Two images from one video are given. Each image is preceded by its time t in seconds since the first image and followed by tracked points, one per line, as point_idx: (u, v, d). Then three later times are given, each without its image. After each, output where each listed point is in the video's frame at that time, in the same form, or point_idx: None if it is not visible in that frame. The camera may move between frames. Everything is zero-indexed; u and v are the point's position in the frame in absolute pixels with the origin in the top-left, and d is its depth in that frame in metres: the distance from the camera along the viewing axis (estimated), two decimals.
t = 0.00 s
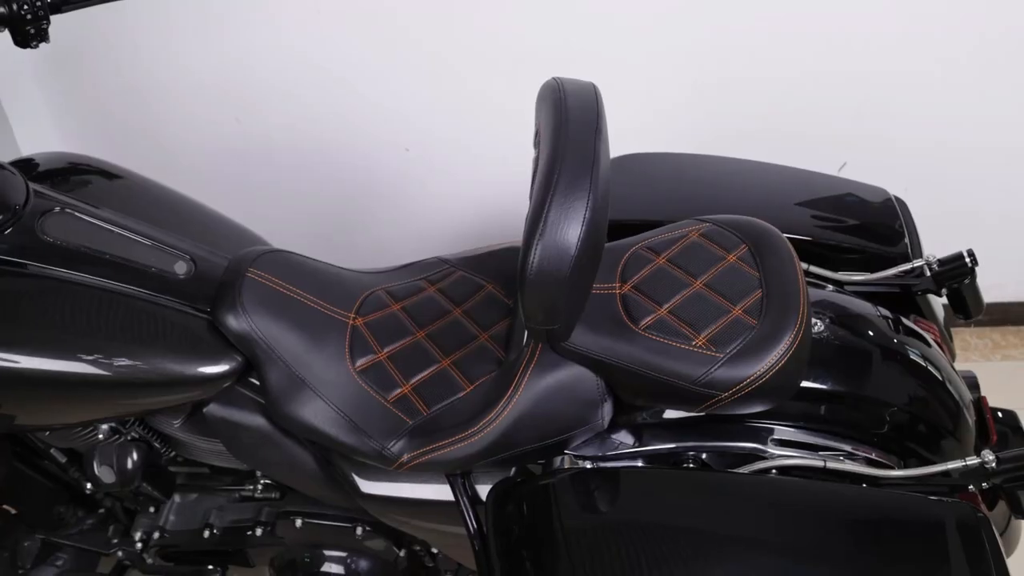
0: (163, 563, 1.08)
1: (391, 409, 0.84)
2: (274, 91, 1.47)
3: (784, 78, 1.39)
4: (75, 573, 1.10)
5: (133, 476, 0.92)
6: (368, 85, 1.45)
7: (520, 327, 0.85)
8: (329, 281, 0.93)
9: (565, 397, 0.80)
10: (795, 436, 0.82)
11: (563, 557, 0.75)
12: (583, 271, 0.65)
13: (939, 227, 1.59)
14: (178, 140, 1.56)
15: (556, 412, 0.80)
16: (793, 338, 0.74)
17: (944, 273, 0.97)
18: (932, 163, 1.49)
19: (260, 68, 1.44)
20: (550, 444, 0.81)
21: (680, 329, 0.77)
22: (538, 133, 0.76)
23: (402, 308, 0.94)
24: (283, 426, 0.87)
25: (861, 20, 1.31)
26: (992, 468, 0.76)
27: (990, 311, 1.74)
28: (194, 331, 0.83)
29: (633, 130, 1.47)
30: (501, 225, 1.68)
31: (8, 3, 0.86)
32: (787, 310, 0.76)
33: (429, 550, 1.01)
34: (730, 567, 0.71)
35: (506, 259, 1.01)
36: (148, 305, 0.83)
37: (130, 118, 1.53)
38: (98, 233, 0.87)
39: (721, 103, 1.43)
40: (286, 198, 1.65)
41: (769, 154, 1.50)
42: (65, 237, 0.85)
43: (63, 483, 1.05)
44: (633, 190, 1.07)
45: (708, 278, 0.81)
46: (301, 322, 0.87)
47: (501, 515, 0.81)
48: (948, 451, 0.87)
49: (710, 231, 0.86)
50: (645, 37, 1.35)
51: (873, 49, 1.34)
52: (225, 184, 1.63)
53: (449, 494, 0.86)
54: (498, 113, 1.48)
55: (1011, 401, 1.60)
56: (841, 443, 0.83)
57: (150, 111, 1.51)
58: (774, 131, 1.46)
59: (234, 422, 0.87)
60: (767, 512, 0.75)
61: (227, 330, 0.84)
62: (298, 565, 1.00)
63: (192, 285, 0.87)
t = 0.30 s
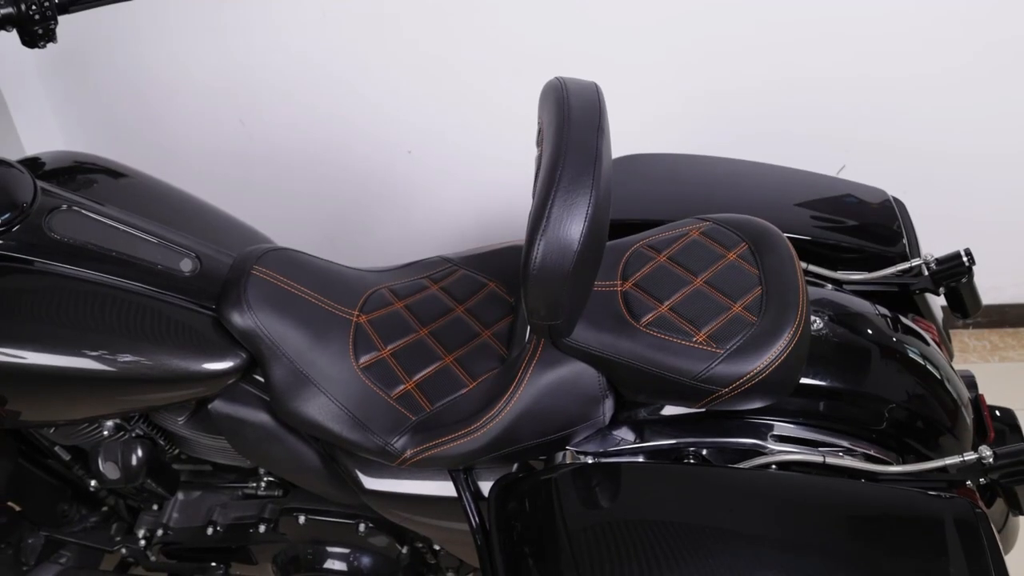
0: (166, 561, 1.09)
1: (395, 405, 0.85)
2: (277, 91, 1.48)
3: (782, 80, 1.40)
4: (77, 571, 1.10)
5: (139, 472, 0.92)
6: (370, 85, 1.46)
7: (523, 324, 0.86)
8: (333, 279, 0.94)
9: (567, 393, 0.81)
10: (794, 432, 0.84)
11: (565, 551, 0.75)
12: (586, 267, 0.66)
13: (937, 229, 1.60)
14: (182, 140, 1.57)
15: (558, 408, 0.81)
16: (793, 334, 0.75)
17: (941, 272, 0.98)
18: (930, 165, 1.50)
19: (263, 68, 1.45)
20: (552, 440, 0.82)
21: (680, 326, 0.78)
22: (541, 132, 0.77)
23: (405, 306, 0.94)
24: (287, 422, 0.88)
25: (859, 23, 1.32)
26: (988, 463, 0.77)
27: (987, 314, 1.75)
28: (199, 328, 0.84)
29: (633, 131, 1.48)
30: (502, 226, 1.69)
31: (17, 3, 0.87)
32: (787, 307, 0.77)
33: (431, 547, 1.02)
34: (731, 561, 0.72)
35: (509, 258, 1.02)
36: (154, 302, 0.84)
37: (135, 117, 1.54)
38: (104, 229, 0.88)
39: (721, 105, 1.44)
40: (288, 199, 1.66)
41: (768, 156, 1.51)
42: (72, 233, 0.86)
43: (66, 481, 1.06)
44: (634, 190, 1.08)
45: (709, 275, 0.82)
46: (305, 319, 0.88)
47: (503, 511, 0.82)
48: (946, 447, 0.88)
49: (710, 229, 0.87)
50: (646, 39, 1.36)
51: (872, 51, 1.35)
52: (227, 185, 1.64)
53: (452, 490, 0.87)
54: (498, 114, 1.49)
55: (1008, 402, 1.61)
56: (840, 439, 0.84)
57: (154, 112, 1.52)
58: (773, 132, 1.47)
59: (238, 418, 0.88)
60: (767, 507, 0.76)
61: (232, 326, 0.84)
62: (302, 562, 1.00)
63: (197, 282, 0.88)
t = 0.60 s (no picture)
0: (169, 559, 1.09)
1: (398, 401, 0.85)
2: (279, 92, 1.49)
3: (780, 81, 1.41)
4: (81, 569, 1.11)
5: (143, 469, 0.93)
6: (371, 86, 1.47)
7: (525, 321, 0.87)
8: (336, 276, 0.95)
9: (569, 389, 0.81)
10: (794, 428, 0.84)
11: (567, 546, 0.76)
12: (588, 263, 0.67)
13: (935, 230, 1.61)
14: (185, 141, 1.58)
15: (560, 404, 0.81)
16: (792, 329, 0.76)
17: (938, 270, 0.99)
18: (928, 166, 1.51)
19: (266, 69, 1.46)
20: (553, 436, 0.83)
21: (680, 322, 0.79)
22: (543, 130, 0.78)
23: (407, 304, 0.95)
24: (290, 418, 0.89)
25: (856, 23, 1.33)
26: (986, 459, 0.79)
27: (986, 315, 1.76)
28: (203, 325, 0.85)
29: (633, 132, 1.49)
30: (502, 227, 1.70)
31: (24, 4, 0.88)
32: (786, 303, 0.78)
33: (433, 544, 1.02)
34: (731, 555, 0.72)
35: (510, 256, 1.03)
36: (159, 299, 0.85)
37: (138, 118, 1.55)
38: (110, 226, 0.89)
39: (720, 105, 1.45)
40: (290, 199, 1.67)
41: (767, 157, 1.52)
42: (78, 231, 0.86)
43: (70, 479, 1.07)
44: (634, 189, 1.09)
45: (708, 273, 0.83)
46: (309, 316, 0.88)
47: (505, 506, 0.83)
48: (944, 444, 0.88)
49: (710, 227, 0.88)
50: (645, 39, 1.37)
51: (869, 52, 1.36)
52: (230, 186, 1.65)
53: (454, 486, 0.88)
54: (499, 115, 1.50)
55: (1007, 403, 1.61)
56: (839, 435, 0.84)
57: (157, 112, 1.53)
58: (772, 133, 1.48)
59: (242, 415, 0.88)
60: (767, 502, 0.77)
61: (236, 323, 0.85)
62: (304, 559, 1.01)
63: (202, 280, 0.89)
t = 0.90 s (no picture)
0: (174, 555, 1.10)
1: (402, 397, 0.86)
2: (282, 93, 1.50)
3: (778, 84, 1.43)
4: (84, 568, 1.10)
5: (150, 465, 0.94)
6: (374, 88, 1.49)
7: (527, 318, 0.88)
8: (341, 275, 0.96)
9: (571, 385, 0.82)
10: (792, 423, 0.85)
11: (570, 541, 0.77)
12: (589, 258, 0.69)
13: (932, 232, 1.62)
14: (189, 143, 1.59)
15: (561, 399, 0.83)
16: (790, 325, 0.77)
17: (935, 269, 1.00)
18: (925, 168, 1.53)
19: (270, 71, 1.48)
20: (555, 431, 0.84)
21: (680, 318, 0.80)
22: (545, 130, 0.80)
23: (411, 302, 0.97)
24: (296, 414, 0.90)
25: (851, 27, 1.35)
26: (982, 453, 0.79)
27: (983, 317, 1.78)
28: (210, 321, 0.86)
29: (633, 134, 1.51)
30: (504, 230, 1.72)
31: (34, 7, 0.90)
32: (784, 299, 0.79)
33: (436, 541, 1.03)
34: (732, 550, 0.73)
35: (513, 255, 1.04)
36: (167, 296, 0.86)
37: (143, 121, 1.57)
38: (118, 224, 0.90)
39: (718, 109, 1.47)
40: (293, 201, 1.68)
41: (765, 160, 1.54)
42: (87, 228, 0.88)
43: (76, 476, 1.09)
44: (635, 190, 1.10)
45: (708, 270, 0.84)
46: (314, 314, 0.90)
47: (508, 502, 0.84)
48: (941, 440, 0.89)
49: (710, 226, 0.89)
50: (644, 42, 1.39)
51: (866, 54, 1.38)
52: (234, 188, 1.67)
53: (458, 481, 0.89)
54: (498, 118, 1.52)
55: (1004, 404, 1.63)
56: (837, 430, 0.86)
57: (162, 114, 1.55)
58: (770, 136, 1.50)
59: (248, 411, 0.90)
60: (766, 497, 0.78)
61: (243, 320, 0.87)
62: (308, 555, 1.01)
63: (209, 277, 0.90)
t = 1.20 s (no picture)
0: (179, 554, 1.11)
1: (405, 395, 0.88)
2: (286, 96, 1.52)
3: (776, 87, 1.44)
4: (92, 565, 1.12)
5: (155, 463, 0.94)
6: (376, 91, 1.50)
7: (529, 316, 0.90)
8: (345, 275, 0.97)
9: (572, 382, 0.84)
10: (791, 419, 0.87)
11: (573, 536, 0.78)
12: (591, 255, 0.70)
13: (931, 234, 1.64)
14: (193, 146, 1.61)
15: (563, 396, 0.84)
16: (789, 322, 0.78)
17: (931, 269, 1.01)
18: (922, 171, 1.54)
19: (273, 75, 1.49)
20: (557, 428, 0.85)
21: (680, 315, 0.81)
22: (547, 131, 0.81)
23: (415, 301, 0.98)
24: (300, 412, 0.91)
25: (847, 32, 1.37)
26: (978, 449, 0.81)
27: (981, 319, 1.79)
28: (215, 320, 0.87)
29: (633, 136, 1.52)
30: (504, 233, 1.73)
31: (44, 10, 0.92)
32: (782, 296, 0.80)
33: (438, 538, 1.05)
34: (732, 544, 0.74)
35: (515, 256, 1.05)
36: (173, 295, 0.88)
37: (147, 125, 1.58)
38: (126, 224, 0.91)
39: (717, 112, 1.48)
40: (295, 204, 1.69)
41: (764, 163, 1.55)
42: (96, 228, 0.89)
43: (80, 476, 1.10)
44: (635, 191, 1.11)
45: (707, 269, 0.85)
46: (319, 312, 0.91)
47: (511, 499, 0.85)
48: (938, 436, 0.91)
49: (710, 225, 0.90)
50: (644, 45, 1.40)
51: (861, 56, 1.39)
52: (236, 192, 1.68)
53: (460, 478, 0.90)
54: (498, 122, 1.54)
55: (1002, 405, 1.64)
56: (835, 427, 0.87)
57: (167, 118, 1.57)
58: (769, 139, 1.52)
59: (254, 409, 0.91)
60: (766, 492, 0.79)
61: (248, 318, 0.88)
62: (311, 553, 1.01)
63: (215, 277, 0.91)
